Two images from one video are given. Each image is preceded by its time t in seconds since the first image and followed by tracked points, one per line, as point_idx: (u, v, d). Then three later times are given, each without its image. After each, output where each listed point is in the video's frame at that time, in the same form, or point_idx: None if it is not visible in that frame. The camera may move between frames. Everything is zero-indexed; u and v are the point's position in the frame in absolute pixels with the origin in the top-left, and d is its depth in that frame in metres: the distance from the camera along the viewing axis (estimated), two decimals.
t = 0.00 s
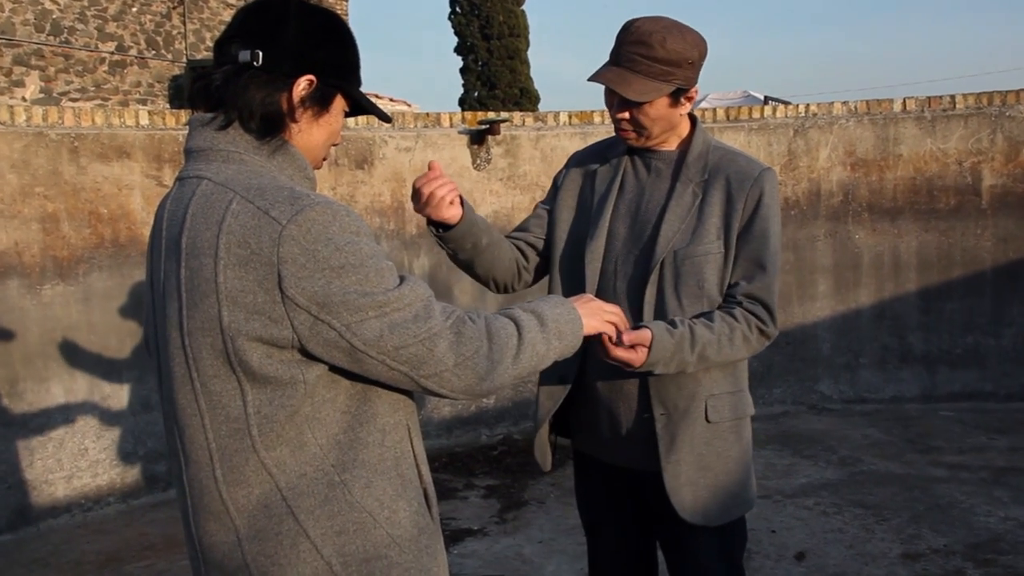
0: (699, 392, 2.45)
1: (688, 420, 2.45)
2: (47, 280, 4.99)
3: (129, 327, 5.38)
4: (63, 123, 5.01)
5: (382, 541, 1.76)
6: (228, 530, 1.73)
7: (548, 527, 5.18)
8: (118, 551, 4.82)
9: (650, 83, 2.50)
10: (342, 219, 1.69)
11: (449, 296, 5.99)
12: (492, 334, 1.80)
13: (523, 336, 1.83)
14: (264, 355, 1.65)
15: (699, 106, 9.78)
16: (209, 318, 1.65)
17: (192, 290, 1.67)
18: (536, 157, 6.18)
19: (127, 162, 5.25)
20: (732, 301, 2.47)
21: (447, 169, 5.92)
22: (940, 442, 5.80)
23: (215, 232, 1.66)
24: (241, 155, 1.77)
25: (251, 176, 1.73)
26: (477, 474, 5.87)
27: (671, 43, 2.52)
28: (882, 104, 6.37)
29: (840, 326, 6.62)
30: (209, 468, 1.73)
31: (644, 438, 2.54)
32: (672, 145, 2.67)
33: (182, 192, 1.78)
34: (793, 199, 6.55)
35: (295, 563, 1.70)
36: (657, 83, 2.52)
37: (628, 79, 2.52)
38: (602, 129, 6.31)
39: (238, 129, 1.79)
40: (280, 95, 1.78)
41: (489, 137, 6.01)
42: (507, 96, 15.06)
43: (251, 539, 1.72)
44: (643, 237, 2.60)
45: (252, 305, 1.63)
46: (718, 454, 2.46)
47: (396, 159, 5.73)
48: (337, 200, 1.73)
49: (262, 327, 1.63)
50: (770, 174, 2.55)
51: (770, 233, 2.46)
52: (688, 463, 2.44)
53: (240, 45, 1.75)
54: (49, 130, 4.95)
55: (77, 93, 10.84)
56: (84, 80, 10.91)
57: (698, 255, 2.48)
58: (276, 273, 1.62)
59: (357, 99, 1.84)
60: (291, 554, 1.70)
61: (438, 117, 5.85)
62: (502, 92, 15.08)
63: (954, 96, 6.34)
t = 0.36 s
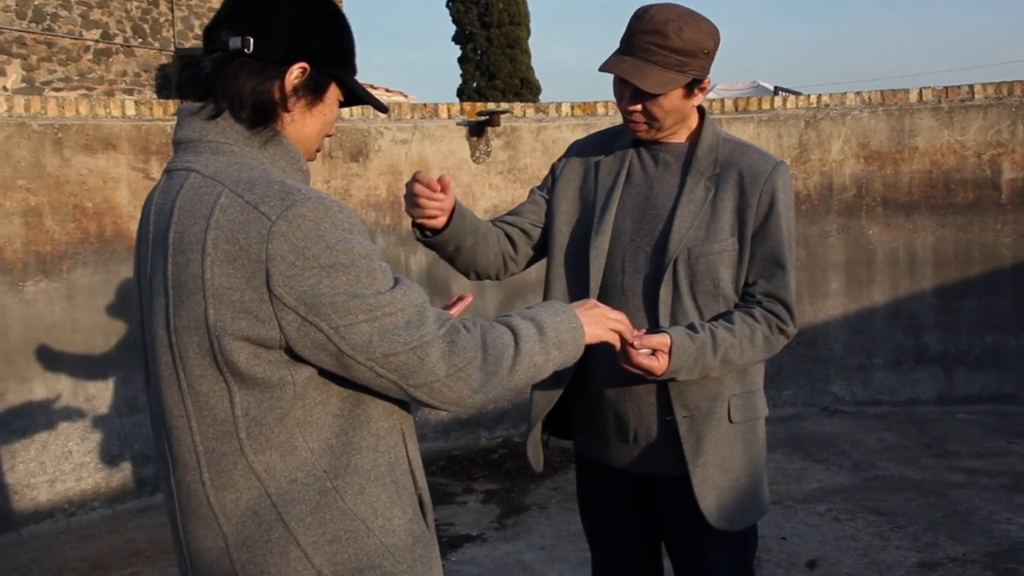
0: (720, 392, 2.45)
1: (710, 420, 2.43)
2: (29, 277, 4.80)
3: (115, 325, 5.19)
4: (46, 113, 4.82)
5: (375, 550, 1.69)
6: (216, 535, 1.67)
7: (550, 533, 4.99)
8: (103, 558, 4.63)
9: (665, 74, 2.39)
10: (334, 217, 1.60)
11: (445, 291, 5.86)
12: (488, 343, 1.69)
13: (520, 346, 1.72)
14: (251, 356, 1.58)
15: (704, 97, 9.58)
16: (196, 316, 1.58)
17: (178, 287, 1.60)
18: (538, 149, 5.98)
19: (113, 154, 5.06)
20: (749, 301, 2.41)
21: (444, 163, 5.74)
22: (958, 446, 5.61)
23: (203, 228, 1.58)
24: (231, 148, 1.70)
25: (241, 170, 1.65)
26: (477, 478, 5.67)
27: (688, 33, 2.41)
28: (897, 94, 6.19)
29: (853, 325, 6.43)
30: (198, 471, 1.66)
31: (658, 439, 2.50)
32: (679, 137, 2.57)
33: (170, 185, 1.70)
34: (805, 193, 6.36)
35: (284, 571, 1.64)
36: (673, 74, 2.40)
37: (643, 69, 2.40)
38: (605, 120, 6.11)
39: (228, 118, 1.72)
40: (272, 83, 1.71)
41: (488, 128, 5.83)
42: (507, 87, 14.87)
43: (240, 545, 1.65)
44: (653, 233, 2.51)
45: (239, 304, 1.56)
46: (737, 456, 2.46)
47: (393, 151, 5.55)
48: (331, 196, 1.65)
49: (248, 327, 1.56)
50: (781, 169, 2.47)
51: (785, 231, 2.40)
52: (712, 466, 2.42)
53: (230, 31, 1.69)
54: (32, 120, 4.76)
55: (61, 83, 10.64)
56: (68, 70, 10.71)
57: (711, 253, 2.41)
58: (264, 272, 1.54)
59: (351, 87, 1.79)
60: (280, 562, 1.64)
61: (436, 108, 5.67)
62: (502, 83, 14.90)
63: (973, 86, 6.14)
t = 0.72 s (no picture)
0: (730, 391, 2.29)
1: (721, 421, 2.27)
2: (11, 273, 4.63)
3: (102, 324, 5.00)
4: (29, 104, 4.64)
5: (366, 560, 1.59)
6: (201, 542, 1.58)
7: (552, 540, 4.79)
8: (86, 566, 4.45)
9: (698, 63, 2.27)
10: (325, 212, 1.51)
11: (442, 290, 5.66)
12: (485, 348, 1.59)
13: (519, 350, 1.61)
14: (236, 357, 1.50)
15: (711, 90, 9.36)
16: (180, 314, 1.50)
17: (162, 284, 1.52)
18: (540, 142, 5.79)
19: (99, 147, 4.87)
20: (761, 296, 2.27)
21: (444, 156, 5.56)
22: (978, 452, 5.40)
23: (189, 221, 1.50)
24: (220, 137, 1.61)
25: (228, 163, 1.56)
26: (476, 483, 5.48)
27: (707, 18, 2.30)
28: (915, 85, 6.02)
29: (868, 326, 6.22)
30: (183, 474, 1.57)
31: (666, 443, 2.34)
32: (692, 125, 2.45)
33: (157, 177, 1.62)
34: (818, 188, 6.16)
35: None
36: (701, 62, 2.29)
37: (675, 64, 2.26)
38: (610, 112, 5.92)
39: (216, 107, 1.63)
40: (262, 70, 1.62)
41: (489, 120, 5.65)
42: (509, 78, 14.68)
43: (225, 552, 1.56)
44: (660, 228, 2.36)
45: (224, 302, 1.48)
46: (750, 460, 2.30)
47: (390, 144, 5.38)
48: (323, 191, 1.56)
49: (233, 326, 1.48)
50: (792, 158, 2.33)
51: (799, 224, 2.25)
52: (725, 469, 2.26)
53: (219, 17, 1.60)
54: (14, 111, 4.58)
55: (43, 73, 10.44)
56: (51, 59, 10.49)
57: (722, 247, 2.26)
58: (250, 269, 1.46)
59: (347, 75, 1.70)
60: (267, 571, 1.55)
61: (434, 99, 5.52)
62: (504, 74, 14.71)
63: (995, 77, 5.95)
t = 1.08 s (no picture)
0: (739, 392, 2.19)
1: (731, 424, 2.17)
2: None
3: (88, 325, 4.80)
4: (11, 95, 4.46)
5: (357, 568, 1.55)
6: (188, 550, 1.54)
7: (555, 549, 4.61)
8: None
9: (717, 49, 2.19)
10: (317, 208, 1.45)
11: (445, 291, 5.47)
12: (480, 355, 1.53)
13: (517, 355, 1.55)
14: (225, 358, 1.44)
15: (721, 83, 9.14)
16: (166, 312, 1.45)
17: (148, 280, 1.46)
18: (543, 135, 5.59)
19: (84, 140, 4.67)
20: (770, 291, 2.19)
21: (443, 150, 5.37)
22: (999, 459, 5.21)
23: (175, 215, 1.44)
24: (208, 128, 1.56)
25: (217, 155, 1.50)
26: (477, 489, 5.30)
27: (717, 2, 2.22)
28: (935, 76, 5.81)
29: (885, 327, 6.04)
30: (169, 479, 1.53)
31: (673, 448, 2.24)
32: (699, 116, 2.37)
33: (143, 170, 1.56)
34: (833, 183, 5.97)
35: None
36: (719, 48, 2.21)
37: (694, 53, 2.17)
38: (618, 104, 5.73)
39: (206, 97, 1.58)
40: (252, 58, 1.56)
41: (490, 113, 5.45)
42: (510, 69, 14.48)
43: (213, 561, 1.52)
44: (665, 225, 2.27)
45: (211, 299, 1.42)
46: (760, 464, 2.20)
47: (388, 137, 5.20)
48: (317, 185, 1.50)
49: (220, 325, 1.42)
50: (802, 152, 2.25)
51: (808, 220, 2.17)
52: (735, 473, 2.17)
53: (207, 3, 1.55)
54: None
55: (26, 62, 10.04)
56: (34, 49, 10.11)
57: (730, 242, 2.18)
58: (239, 266, 1.40)
59: (340, 62, 1.64)
60: None
61: (433, 92, 5.33)
62: (505, 66, 14.51)
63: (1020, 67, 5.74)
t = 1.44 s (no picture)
0: (747, 396, 2.04)
1: (739, 429, 2.02)
2: None
3: (74, 328, 4.63)
4: None
5: None
6: (170, 561, 1.41)
7: (558, 560, 4.44)
8: None
9: (729, 39, 2.05)
10: (311, 210, 1.31)
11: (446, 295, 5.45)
12: (467, 389, 1.39)
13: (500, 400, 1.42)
14: (202, 362, 1.30)
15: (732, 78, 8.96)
16: (152, 312, 1.32)
17: (133, 278, 1.34)
18: (546, 132, 5.40)
19: (69, 135, 4.50)
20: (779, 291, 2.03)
21: (443, 147, 5.22)
22: (1019, 467, 5.04)
23: (164, 210, 1.32)
24: (202, 121, 1.45)
25: (209, 147, 1.38)
26: (478, 498, 5.13)
27: None
28: (954, 70, 5.63)
29: (900, 331, 5.87)
30: (152, 485, 1.40)
31: (678, 454, 2.09)
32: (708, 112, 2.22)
33: (132, 165, 1.45)
34: (846, 181, 5.82)
35: None
36: (730, 38, 2.06)
37: (704, 45, 2.03)
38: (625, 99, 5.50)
39: (198, 89, 1.47)
40: (246, 48, 1.46)
41: (492, 109, 5.29)
42: (514, 64, 14.36)
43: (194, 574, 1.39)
44: (669, 225, 2.12)
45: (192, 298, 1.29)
46: (770, 471, 2.05)
47: (385, 133, 5.06)
48: (316, 186, 1.37)
49: (199, 325, 1.28)
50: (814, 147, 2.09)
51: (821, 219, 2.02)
52: (742, 481, 2.02)
53: None
54: None
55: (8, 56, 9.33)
56: (16, 41, 9.42)
57: (738, 242, 2.03)
58: (223, 263, 1.27)
59: (338, 54, 1.54)
60: None
61: (433, 87, 5.17)
62: (508, 60, 14.39)
63: None
